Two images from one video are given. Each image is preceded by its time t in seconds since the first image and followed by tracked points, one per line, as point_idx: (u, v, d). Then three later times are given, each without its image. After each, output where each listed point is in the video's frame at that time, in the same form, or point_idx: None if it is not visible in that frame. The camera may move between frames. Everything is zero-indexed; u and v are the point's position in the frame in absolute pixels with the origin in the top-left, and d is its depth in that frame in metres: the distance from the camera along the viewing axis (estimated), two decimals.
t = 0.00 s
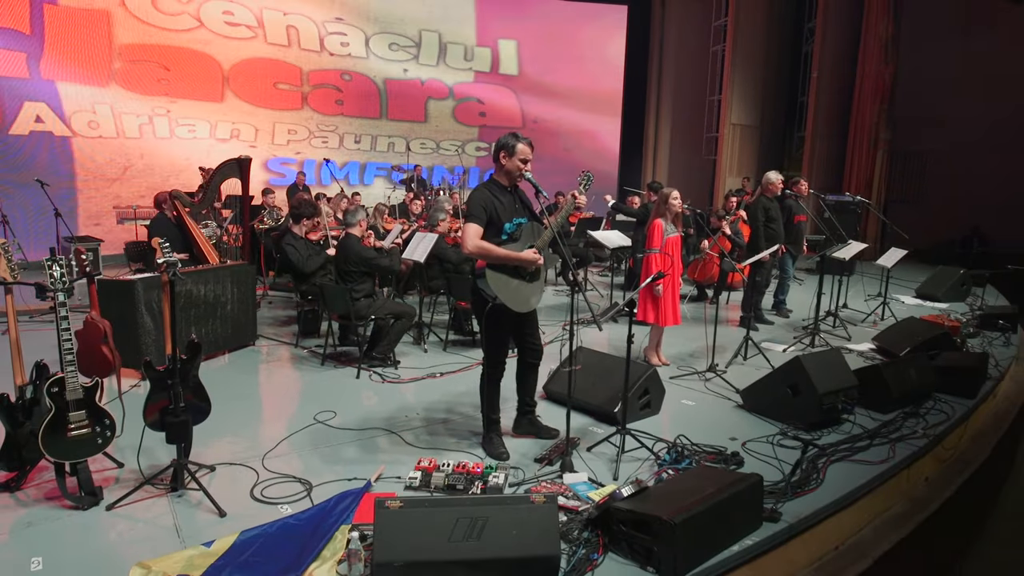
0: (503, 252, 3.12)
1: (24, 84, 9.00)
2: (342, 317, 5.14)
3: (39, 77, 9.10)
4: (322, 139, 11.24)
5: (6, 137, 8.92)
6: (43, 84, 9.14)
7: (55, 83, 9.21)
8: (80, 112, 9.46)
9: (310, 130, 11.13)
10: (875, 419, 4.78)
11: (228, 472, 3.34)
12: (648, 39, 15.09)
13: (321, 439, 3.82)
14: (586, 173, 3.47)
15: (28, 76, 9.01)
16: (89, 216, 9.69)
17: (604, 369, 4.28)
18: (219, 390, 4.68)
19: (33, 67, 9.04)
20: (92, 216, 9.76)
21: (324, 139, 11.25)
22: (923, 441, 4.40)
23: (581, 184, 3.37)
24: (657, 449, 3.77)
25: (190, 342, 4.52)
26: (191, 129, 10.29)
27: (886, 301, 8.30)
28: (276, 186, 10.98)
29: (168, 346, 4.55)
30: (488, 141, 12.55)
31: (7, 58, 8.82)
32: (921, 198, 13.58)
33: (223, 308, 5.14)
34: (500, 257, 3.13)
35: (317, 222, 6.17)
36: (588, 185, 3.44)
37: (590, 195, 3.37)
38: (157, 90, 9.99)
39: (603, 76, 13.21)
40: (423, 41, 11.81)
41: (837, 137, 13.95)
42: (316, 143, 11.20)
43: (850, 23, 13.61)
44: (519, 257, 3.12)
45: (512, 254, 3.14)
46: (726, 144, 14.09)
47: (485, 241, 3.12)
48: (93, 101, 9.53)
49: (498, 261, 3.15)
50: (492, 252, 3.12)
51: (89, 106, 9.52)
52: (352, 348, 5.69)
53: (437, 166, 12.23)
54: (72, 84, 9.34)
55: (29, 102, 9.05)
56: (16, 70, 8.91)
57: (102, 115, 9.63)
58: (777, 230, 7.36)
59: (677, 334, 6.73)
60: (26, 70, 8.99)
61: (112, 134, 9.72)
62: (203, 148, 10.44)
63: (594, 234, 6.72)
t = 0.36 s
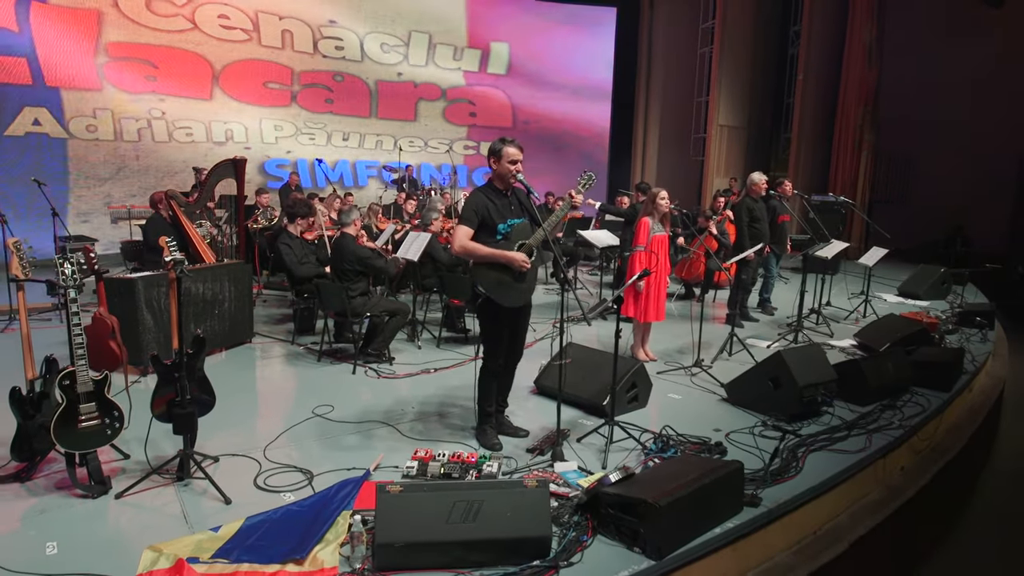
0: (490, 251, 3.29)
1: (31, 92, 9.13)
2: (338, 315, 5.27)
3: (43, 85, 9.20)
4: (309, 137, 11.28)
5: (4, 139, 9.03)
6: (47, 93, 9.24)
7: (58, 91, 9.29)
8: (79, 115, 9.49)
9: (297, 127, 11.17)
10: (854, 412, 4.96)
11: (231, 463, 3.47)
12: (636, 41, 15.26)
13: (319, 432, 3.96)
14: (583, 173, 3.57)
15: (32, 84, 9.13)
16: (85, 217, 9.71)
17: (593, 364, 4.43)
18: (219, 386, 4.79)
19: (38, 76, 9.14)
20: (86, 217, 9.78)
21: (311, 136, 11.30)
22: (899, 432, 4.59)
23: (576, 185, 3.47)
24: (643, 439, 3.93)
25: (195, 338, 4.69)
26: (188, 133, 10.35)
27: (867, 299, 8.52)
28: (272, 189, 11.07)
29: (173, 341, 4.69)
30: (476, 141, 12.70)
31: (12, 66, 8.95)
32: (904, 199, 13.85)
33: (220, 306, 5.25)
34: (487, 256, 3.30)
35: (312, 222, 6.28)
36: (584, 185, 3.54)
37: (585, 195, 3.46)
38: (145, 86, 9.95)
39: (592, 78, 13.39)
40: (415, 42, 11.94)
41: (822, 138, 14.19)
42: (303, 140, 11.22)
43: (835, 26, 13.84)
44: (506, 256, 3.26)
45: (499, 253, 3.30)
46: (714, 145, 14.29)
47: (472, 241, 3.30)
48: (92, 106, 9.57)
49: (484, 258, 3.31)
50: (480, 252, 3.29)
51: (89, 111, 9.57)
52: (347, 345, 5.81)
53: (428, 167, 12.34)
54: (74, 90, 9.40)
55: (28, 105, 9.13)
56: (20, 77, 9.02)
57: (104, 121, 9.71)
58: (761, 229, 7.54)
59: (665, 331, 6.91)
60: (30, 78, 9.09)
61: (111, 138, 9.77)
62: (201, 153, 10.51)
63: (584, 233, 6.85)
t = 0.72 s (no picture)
0: (466, 251, 3.44)
1: (8, 92, 9.07)
2: (322, 313, 5.39)
3: (22, 85, 9.16)
4: (291, 138, 11.30)
5: None
6: (27, 94, 9.20)
7: (38, 92, 9.26)
8: (56, 115, 9.43)
9: (278, 128, 11.19)
10: (821, 402, 5.21)
11: (221, 456, 3.58)
12: (613, 43, 15.50)
13: (308, 427, 4.09)
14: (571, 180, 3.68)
15: (10, 84, 9.08)
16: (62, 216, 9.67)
17: (571, 358, 4.60)
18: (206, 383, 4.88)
19: (18, 76, 9.12)
20: (65, 217, 9.72)
21: (293, 137, 11.32)
22: (863, 421, 4.83)
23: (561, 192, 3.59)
24: (620, 429, 4.11)
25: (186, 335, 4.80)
26: (172, 135, 10.35)
27: (836, 295, 8.82)
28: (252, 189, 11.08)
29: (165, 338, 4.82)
30: (453, 139, 12.76)
31: None
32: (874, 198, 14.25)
33: (204, 305, 5.31)
34: (464, 255, 3.45)
35: (296, 222, 6.36)
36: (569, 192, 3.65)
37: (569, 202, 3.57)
38: (129, 90, 9.95)
39: (569, 78, 13.60)
40: (394, 42, 12.02)
41: (796, 139, 14.52)
42: (285, 142, 11.26)
43: (807, 30, 14.17)
44: (481, 257, 3.41)
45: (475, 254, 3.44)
46: (691, 145, 14.56)
47: (453, 239, 3.44)
48: (71, 106, 9.52)
49: (460, 257, 3.47)
50: (457, 251, 3.44)
51: (67, 111, 9.50)
52: (330, 343, 5.92)
53: (409, 166, 12.41)
54: (55, 91, 9.38)
55: (3, 104, 9.04)
56: None
57: (82, 121, 9.63)
58: (735, 229, 7.77)
59: (642, 327, 7.11)
60: (10, 78, 9.06)
61: (88, 137, 9.70)
62: (184, 155, 10.50)
63: (563, 232, 7.00)
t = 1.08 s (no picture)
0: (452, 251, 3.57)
1: None
2: (306, 311, 5.48)
3: None
4: (274, 141, 11.38)
5: None
6: None
7: (6, 88, 9.13)
8: (22, 109, 9.27)
9: (260, 131, 11.24)
10: (789, 395, 5.44)
11: (210, 452, 3.68)
12: (590, 45, 15.71)
13: (294, 423, 4.20)
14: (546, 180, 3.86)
15: None
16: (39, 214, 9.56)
17: (549, 354, 4.76)
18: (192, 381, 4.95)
19: None
20: (46, 221, 9.65)
21: (276, 140, 11.39)
22: (828, 412, 5.06)
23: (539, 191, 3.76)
24: (597, 421, 4.28)
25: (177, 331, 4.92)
26: (146, 134, 10.31)
27: (806, 292, 9.10)
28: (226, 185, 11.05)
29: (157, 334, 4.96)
30: (432, 139, 12.84)
31: None
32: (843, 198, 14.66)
33: (187, 305, 5.37)
34: (450, 255, 3.58)
35: (278, 223, 6.42)
36: (546, 191, 3.83)
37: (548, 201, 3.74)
38: (112, 94, 9.98)
39: (544, 79, 13.77)
40: (372, 43, 12.07)
41: (767, 140, 14.85)
42: (268, 144, 11.32)
43: (778, 33, 14.51)
44: (467, 255, 3.54)
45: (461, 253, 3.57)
46: (666, 146, 14.83)
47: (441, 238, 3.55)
48: (39, 102, 9.39)
49: (446, 257, 3.59)
50: (443, 251, 3.56)
51: (35, 106, 9.36)
52: (313, 342, 6.00)
53: (388, 167, 12.47)
54: (24, 87, 9.26)
55: None
56: None
57: (49, 116, 9.48)
58: (708, 228, 7.99)
59: (618, 324, 7.30)
60: None
61: (54, 131, 9.55)
62: (155, 153, 10.44)
63: (540, 232, 7.14)
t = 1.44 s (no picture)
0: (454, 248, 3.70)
1: None
2: (289, 310, 5.57)
3: None
4: (252, 142, 11.37)
5: None
6: None
7: None
8: (9, 117, 9.35)
9: (238, 132, 11.23)
10: (758, 388, 5.67)
11: (200, 448, 3.77)
12: (566, 46, 15.86)
13: (280, 419, 4.30)
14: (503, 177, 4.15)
15: None
16: (14, 214, 9.56)
17: (528, 350, 4.91)
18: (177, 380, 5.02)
19: None
20: (26, 224, 9.71)
21: (254, 142, 11.38)
22: (796, 404, 5.28)
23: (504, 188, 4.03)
24: (575, 414, 4.44)
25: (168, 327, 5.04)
26: (119, 132, 10.19)
27: (777, 290, 9.37)
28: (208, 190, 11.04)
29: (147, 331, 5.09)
30: (412, 141, 12.93)
31: None
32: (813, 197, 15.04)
33: (170, 305, 5.41)
34: (451, 253, 3.71)
35: (260, 224, 6.49)
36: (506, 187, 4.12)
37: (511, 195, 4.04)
38: (79, 88, 9.81)
39: (521, 79, 13.91)
40: (349, 43, 12.10)
41: (740, 140, 15.14)
42: (245, 144, 11.31)
43: (751, 36, 14.79)
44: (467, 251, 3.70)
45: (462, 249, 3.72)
46: (642, 147, 15.04)
47: (437, 238, 3.67)
48: (9, 100, 9.33)
49: (447, 256, 3.72)
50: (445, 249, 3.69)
51: (17, 112, 9.40)
52: (295, 340, 6.08)
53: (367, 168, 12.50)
54: None
55: None
56: None
57: (34, 122, 9.52)
58: (681, 227, 8.19)
59: (595, 321, 7.49)
60: None
61: (43, 141, 9.61)
62: (126, 151, 10.28)
63: (519, 232, 7.27)
